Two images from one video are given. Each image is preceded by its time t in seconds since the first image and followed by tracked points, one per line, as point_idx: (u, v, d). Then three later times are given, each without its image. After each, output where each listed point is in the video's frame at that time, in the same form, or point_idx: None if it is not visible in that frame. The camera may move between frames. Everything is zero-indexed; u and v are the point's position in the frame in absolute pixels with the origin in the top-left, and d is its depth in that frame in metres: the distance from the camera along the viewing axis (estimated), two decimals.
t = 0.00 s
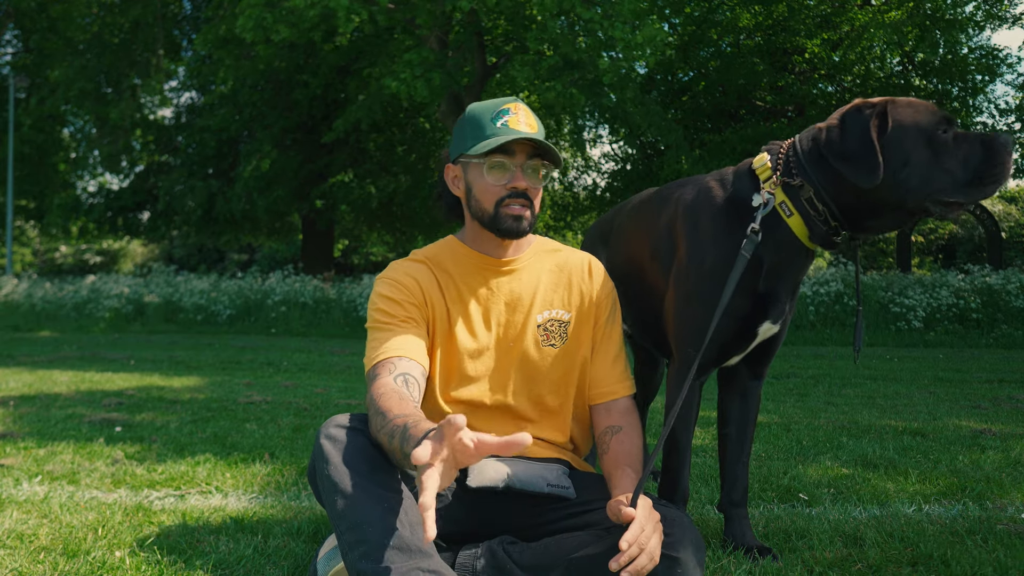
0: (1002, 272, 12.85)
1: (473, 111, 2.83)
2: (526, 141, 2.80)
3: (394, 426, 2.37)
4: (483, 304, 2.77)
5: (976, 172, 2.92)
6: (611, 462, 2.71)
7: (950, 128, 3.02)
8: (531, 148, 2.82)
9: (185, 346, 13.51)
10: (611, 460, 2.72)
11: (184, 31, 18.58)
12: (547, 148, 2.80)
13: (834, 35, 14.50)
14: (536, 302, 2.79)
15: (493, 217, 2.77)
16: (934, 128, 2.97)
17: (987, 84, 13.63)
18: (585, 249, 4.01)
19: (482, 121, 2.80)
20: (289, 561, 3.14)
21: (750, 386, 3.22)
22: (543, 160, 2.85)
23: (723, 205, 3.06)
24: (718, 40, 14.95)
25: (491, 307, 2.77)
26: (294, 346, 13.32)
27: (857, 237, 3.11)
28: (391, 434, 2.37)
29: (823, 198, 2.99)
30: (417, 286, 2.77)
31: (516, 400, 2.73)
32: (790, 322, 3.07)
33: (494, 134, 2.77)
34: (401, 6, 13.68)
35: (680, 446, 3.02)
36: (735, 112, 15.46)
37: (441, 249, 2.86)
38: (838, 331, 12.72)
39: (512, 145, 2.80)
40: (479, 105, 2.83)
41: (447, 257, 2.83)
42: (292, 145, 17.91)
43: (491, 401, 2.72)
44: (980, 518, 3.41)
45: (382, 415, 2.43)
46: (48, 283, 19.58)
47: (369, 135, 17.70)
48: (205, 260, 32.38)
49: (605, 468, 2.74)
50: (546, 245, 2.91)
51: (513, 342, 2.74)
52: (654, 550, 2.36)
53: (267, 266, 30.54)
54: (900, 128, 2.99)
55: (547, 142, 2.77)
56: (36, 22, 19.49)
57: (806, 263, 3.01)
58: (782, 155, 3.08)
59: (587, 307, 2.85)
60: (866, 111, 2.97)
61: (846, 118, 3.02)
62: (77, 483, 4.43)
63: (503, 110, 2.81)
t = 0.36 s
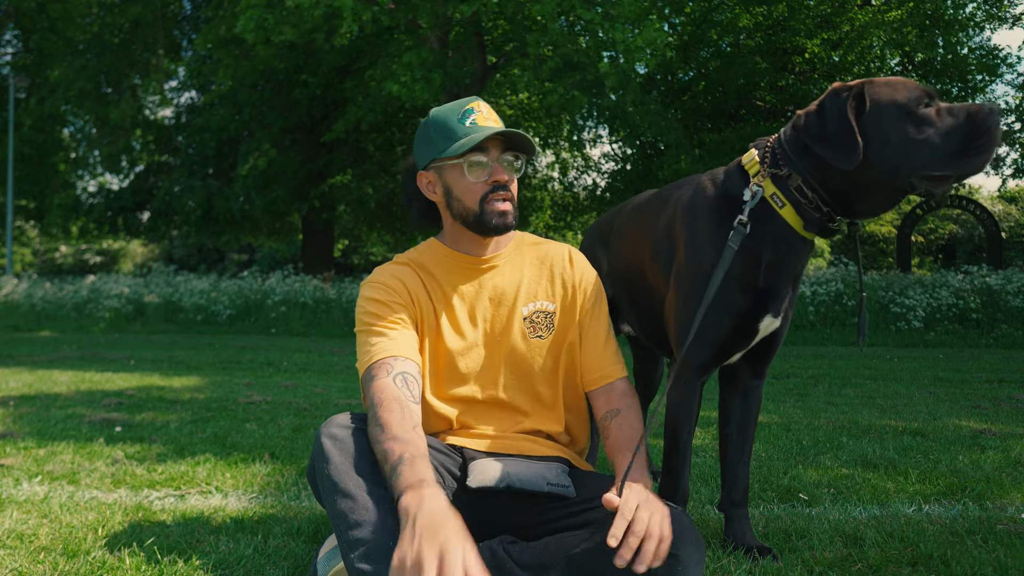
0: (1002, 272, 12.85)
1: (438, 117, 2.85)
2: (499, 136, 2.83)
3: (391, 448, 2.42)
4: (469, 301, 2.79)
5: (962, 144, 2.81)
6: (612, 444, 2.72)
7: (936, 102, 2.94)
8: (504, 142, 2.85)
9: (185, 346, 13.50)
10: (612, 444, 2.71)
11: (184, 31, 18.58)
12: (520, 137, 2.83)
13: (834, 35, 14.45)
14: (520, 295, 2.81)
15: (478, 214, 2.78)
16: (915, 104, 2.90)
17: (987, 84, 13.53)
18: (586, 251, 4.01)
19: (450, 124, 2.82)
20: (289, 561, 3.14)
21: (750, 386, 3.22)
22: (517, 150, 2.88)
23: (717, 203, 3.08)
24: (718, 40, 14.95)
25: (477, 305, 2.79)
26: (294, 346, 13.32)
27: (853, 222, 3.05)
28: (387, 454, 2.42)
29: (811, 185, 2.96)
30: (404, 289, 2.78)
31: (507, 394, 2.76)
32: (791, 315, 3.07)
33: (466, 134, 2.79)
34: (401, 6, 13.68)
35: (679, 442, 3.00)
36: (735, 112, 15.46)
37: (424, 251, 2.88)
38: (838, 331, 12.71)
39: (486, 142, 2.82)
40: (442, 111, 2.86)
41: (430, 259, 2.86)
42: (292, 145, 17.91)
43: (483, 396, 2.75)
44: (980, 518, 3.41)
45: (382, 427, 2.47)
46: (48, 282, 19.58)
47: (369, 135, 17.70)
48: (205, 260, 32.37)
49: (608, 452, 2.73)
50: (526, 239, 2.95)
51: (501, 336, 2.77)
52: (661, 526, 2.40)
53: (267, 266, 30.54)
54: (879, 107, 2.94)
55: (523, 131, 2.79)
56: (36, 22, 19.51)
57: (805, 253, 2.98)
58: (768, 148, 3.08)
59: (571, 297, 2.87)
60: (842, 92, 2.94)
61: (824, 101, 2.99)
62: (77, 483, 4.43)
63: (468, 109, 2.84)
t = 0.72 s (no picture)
0: (1002, 272, 12.84)
1: (414, 123, 2.88)
2: (474, 135, 2.84)
3: (392, 460, 2.42)
4: (463, 300, 2.80)
5: (955, 133, 2.81)
6: (625, 443, 2.65)
7: (929, 94, 2.95)
8: (480, 141, 2.85)
9: (185, 346, 13.51)
10: (627, 445, 2.65)
11: (184, 31, 18.58)
12: (497, 134, 2.85)
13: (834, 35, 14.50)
14: (513, 290, 2.81)
15: (462, 214, 2.79)
16: (906, 96, 2.92)
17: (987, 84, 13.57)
18: (585, 251, 3.99)
19: (426, 129, 2.86)
20: (289, 561, 3.14)
21: (750, 385, 3.22)
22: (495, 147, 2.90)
23: (713, 201, 3.08)
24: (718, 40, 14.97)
25: (472, 303, 2.79)
26: (294, 346, 13.32)
27: (849, 217, 3.05)
28: (388, 464, 2.42)
29: (805, 180, 2.97)
30: (398, 290, 2.78)
31: (505, 391, 2.76)
32: (792, 312, 3.07)
33: (442, 136, 2.82)
34: (401, 7, 13.69)
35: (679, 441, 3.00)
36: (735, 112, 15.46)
37: (415, 254, 2.89)
38: (837, 331, 12.71)
39: (462, 143, 2.84)
40: (417, 117, 2.89)
41: (421, 261, 2.87)
42: (293, 146, 17.92)
43: (482, 394, 2.75)
44: (980, 518, 3.41)
45: (381, 433, 2.48)
46: (48, 282, 19.58)
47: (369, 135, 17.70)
48: (205, 260, 32.37)
49: (624, 451, 2.67)
50: (515, 235, 2.95)
51: (497, 333, 2.77)
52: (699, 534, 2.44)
53: (267, 266, 30.54)
54: (870, 100, 2.95)
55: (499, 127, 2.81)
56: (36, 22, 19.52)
57: (804, 248, 2.99)
58: (762, 145, 3.10)
59: (565, 290, 2.86)
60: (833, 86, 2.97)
61: (816, 96, 3.01)
62: (77, 483, 4.43)
63: (442, 112, 2.87)
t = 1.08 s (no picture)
0: (1002, 272, 12.83)
1: (396, 131, 2.85)
2: (454, 136, 2.82)
3: (381, 462, 2.40)
4: (460, 301, 2.80)
5: (954, 135, 2.82)
6: (630, 443, 2.62)
7: (929, 94, 2.95)
8: (461, 142, 2.83)
9: (185, 346, 13.51)
10: (631, 444, 2.62)
11: (184, 31, 18.58)
12: (476, 134, 2.82)
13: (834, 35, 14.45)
14: (510, 291, 2.82)
15: (449, 219, 2.79)
16: (906, 96, 2.92)
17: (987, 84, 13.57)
18: (584, 251, 3.98)
19: (407, 136, 2.82)
20: (289, 561, 3.14)
21: (750, 385, 3.22)
22: (476, 145, 2.87)
23: (713, 200, 3.07)
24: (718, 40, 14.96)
25: (469, 304, 2.80)
26: (294, 346, 13.32)
27: (848, 216, 3.05)
28: (377, 464, 2.42)
29: (805, 179, 2.97)
30: (395, 292, 2.79)
31: (504, 390, 2.76)
32: (792, 311, 3.07)
33: (422, 143, 2.78)
34: (401, 7, 13.68)
35: (680, 441, 3.00)
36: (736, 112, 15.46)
37: (412, 256, 2.89)
38: (837, 331, 12.70)
39: (443, 147, 2.82)
40: (398, 124, 2.85)
41: (418, 263, 2.87)
42: (293, 146, 17.93)
43: (482, 394, 2.76)
44: (980, 518, 3.41)
45: (372, 435, 2.47)
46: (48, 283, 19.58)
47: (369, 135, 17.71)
48: (205, 260, 32.35)
49: (626, 450, 2.66)
50: (511, 235, 2.95)
51: (495, 333, 2.77)
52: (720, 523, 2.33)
53: (267, 266, 30.54)
54: (870, 100, 2.96)
55: (477, 129, 2.78)
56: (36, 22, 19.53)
57: (803, 247, 2.99)
58: (763, 144, 3.10)
59: (562, 289, 2.86)
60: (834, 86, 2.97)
61: (816, 95, 3.02)
62: (77, 483, 4.43)
63: (422, 117, 2.82)
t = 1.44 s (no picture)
0: (1003, 272, 12.82)
1: (395, 130, 2.85)
2: (450, 138, 2.80)
3: (382, 464, 2.40)
4: (458, 301, 2.80)
5: (952, 134, 2.82)
6: (631, 444, 2.63)
7: (927, 94, 2.95)
8: (456, 144, 2.82)
9: (185, 346, 13.51)
10: (632, 445, 2.62)
11: (184, 31, 18.57)
12: (471, 139, 2.81)
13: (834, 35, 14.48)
14: (509, 291, 2.82)
15: (442, 221, 2.79)
16: (904, 96, 2.92)
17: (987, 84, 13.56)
18: (584, 252, 3.98)
19: (404, 137, 2.83)
20: (289, 561, 3.14)
21: (750, 385, 3.22)
22: (473, 150, 2.86)
23: (712, 201, 3.08)
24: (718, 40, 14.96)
25: (468, 304, 2.80)
26: (294, 346, 13.32)
27: (848, 216, 3.05)
28: (376, 465, 2.42)
29: (803, 179, 2.98)
30: (395, 291, 2.80)
31: (502, 389, 2.76)
32: (792, 311, 3.07)
33: (417, 145, 2.78)
34: (401, 7, 13.68)
35: (680, 441, 2.99)
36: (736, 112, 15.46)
37: (411, 255, 2.90)
38: (837, 331, 12.70)
39: (438, 149, 2.81)
40: (398, 123, 2.85)
41: (417, 262, 2.87)
42: (293, 146, 17.93)
43: (480, 393, 2.76)
44: (980, 518, 3.41)
45: (372, 437, 2.47)
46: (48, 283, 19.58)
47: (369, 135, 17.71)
48: (205, 260, 32.35)
49: (626, 450, 2.66)
50: (510, 235, 2.95)
51: (493, 333, 2.77)
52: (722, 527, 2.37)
53: (267, 266, 30.54)
54: (868, 100, 2.96)
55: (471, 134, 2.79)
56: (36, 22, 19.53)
57: (803, 247, 2.99)
58: (761, 145, 3.10)
59: (561, 289, 2.86)
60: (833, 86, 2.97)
61: (814, 96, 3.02)
62: (77, 483, 4.43)
63: (420, 118, 2.82)
